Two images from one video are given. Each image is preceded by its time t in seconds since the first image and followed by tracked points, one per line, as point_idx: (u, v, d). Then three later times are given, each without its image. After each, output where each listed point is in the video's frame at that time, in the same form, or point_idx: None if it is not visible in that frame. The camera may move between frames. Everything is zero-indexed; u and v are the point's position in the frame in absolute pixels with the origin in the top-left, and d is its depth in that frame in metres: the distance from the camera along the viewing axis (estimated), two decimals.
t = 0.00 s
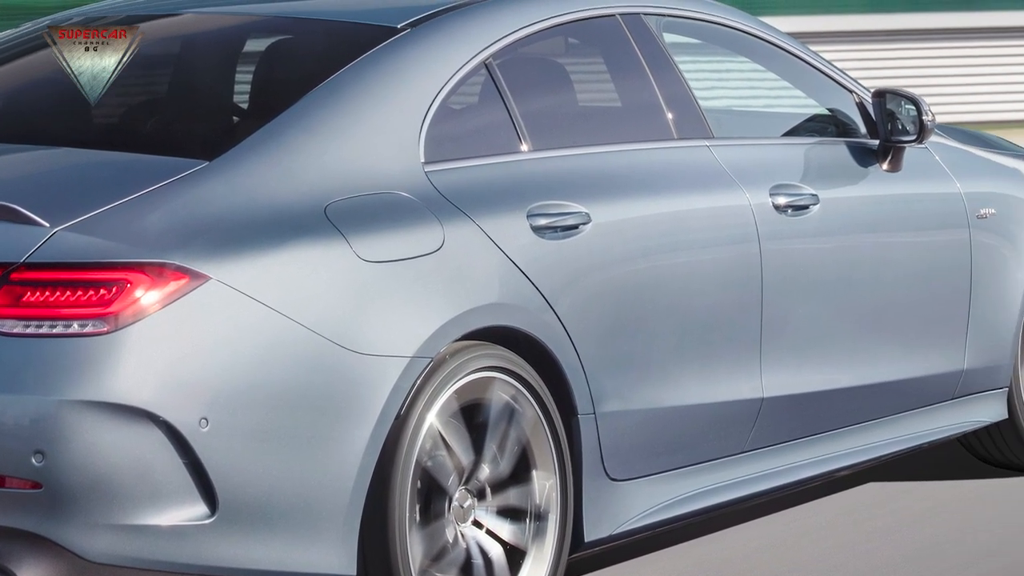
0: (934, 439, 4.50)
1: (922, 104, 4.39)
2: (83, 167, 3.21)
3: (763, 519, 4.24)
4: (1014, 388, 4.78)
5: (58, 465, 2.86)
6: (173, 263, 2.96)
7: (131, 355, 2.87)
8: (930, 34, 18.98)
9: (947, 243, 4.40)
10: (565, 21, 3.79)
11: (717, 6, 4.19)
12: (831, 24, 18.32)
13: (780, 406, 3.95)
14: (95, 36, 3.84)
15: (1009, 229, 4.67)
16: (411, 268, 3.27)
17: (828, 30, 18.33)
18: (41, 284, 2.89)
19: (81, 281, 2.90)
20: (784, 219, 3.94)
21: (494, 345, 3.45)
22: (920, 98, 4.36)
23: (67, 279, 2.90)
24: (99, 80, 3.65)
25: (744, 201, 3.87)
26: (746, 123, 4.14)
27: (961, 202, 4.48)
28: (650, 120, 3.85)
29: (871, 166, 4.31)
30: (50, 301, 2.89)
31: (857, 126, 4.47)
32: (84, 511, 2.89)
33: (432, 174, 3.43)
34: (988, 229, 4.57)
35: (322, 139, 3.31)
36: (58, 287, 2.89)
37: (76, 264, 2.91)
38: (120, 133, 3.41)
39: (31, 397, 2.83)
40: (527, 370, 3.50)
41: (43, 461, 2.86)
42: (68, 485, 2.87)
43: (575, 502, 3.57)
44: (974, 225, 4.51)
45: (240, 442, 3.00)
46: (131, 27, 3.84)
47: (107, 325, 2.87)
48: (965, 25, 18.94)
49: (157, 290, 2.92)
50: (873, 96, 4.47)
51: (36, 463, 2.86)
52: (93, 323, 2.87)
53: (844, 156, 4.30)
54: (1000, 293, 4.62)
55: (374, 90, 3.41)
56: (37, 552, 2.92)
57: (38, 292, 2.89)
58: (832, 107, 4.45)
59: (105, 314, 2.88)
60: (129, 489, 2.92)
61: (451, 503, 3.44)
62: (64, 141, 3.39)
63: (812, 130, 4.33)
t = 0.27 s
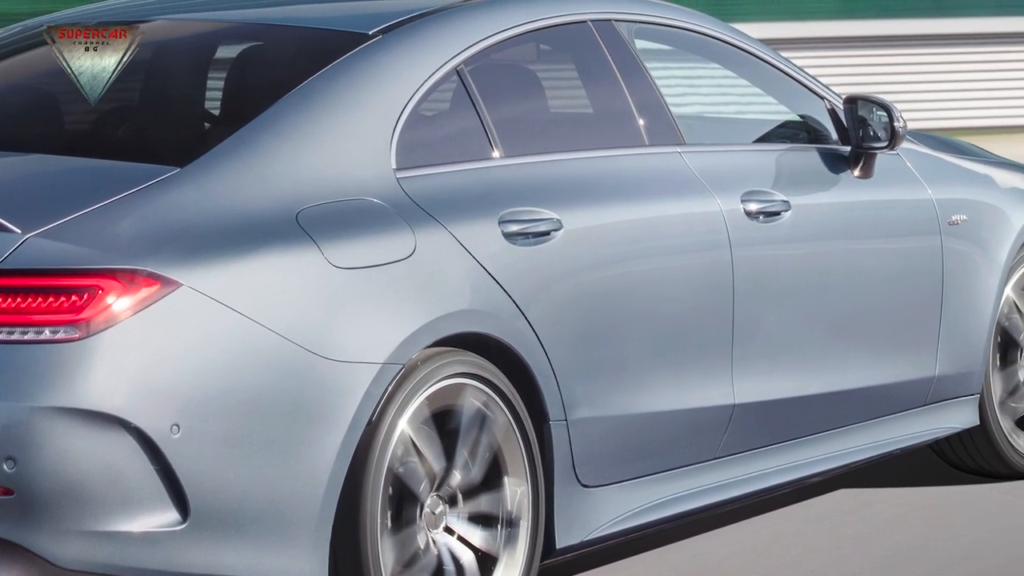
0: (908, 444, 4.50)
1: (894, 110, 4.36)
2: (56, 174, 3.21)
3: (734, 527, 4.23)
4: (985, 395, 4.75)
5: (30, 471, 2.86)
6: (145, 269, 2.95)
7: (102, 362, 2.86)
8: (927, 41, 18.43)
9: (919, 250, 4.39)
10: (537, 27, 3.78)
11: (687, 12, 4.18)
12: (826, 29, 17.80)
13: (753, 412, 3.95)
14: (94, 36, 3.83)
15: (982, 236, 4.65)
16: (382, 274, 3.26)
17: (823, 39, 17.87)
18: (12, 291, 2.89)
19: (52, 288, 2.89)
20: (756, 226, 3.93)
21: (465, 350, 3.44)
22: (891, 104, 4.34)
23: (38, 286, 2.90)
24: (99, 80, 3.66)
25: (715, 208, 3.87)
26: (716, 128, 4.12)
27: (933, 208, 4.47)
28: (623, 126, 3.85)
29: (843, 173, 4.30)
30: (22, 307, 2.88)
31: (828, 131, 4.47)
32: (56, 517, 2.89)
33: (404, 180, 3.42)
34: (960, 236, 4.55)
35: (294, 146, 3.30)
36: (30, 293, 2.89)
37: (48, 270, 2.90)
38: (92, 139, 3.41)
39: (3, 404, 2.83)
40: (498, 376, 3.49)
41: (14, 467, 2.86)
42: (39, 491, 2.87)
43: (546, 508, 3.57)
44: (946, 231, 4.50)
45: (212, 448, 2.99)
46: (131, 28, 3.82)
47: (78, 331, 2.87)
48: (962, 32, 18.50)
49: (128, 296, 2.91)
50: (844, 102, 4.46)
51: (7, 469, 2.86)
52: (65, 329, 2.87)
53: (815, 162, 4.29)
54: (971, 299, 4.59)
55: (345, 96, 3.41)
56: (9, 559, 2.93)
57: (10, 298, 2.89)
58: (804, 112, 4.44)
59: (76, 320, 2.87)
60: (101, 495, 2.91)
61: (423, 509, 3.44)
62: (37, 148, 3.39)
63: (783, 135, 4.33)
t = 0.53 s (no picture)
0: (881, 450, 4.51)
1: (866, 117, 4.37)
2: (29, 180, 3.21)
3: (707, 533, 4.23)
4: (956, 400, 4.73)
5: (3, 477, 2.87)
6: (117, 276, 2.94)
7: (73, 369, 2.85)
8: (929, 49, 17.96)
9: (890, 256, 4.39)
10: (509, 34, 3.79)
11: (657, 18, 4.17)
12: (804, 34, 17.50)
13: (724, 419, 3.96)
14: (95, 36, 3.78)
15: (954, 242, 4.62)
16: (354, 281, 3.25)
17: (805, 45, 17.61)
18: None
19: (24, 294, 2.89)
20: (727, 232, 3.93)
21: (436, 357, 3.44)
22: (862, 111, 4.34)
23: (10, 292, 2.89)
24: (99, 80, 3.62)
25: (687, 214, 3.87)
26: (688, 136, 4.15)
27: (904, 214, 4.45)
28: (595, 132, 3.84)
29: (814, 179, 4.29)
30: None
31: (799, 138, 4.43)
32: (29, 524, 2.89)
33: (375, 187, 3.42)
34: (932, 242, 4.54)
35: (266, 153, 3.29)
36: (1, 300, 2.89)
37: (20, 277, 2.90)
38: (64, 145, 3.41)
39: None
40: (470, 383, 3.49)
41: None
42: (12, 497, 2.87)
43: (518, 513, 3.58)
44: (916, 238, 4.48)
45: (183, 455, 2.98)
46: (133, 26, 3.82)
47: (50, 338, 2.86)
48: (963, 37, 18.00)
49: (100, 303, 2.90)
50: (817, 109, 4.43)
51: None
52: (37, 336, 2.86)
53: (787, 169, 4.27)
54: (942, 307, 4.57)
55: (317, 102, 3.40)
56: None
57: None
58: (775, 119, 4.42)
59: (48, 327, 2.87)
60: (73, 502, 2.92)
61: (394, 516, 3.44)
62: (11, 154, 3.39)
63: (754, 142, 4.30)
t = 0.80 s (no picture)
0: (850, 457, 4.50)
1: (835, 124, 4.33)
2: None
3: (678, 541, 4.23)
4: (926, 407, 4.72)
5: None
6: (86, 283, 2.92)
7: (42, 375, 2.83)
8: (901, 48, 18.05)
9: (860, 263, 4.39)
10: (478, 41, 3.79)
11: (628, 24, 4.19)
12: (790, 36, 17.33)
13: (694, 425, 3.96)
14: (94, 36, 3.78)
15: (923, 249, 4.62)
16: (324, 287, 3.23)
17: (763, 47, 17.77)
18: None
19: None
20: (697, 238, 3.94)
21: (405, 364, 3.44)
22: (832, 118, 4.31)
23: None
24: (99, 80, 3.62)
25: (657, 221, 3.87)
26: (659, 142, 4.15)
27: (873, 221, 4.46)
28: (565, 139, 3.86)
29: (783, 186, 4.30)
30: None
31: (769, 145, 4.47)
32: None
33: (344, 194, 3.40)
34: (901, 249, 4.54)
35: (236, 159, 3.28)
36: None
37: None
38: (33, 152, 3.39)
39: None
40: (439, 390, 3.49)
41: None
42: None
43: (486, 521, 3.59)
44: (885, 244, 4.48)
45: (153, 462, 2.96)
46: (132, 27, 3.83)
47: (19, 345, 2.85)
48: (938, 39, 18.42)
49: (69, 310, 2.88)
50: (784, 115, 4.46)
51: None
52: (5, 343, 2.85)
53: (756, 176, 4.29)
54: (910, 313, 4.57)
55: (287, 108, 3.40)
56: None
57: None
58: (745, 126, 4.45)
59: (17, 334, 2.85)
60: (41, 509, 2.90)
61: (363, 523, 3.44)
62: None
63: (724, 148, 4.33)
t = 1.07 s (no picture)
0: (818, 465, 4.49)
1: (807, 130, 4.37)
2: None
3: (651, 549, 4.24)
4: (897, 412, 4.71)
5: None
6: (57, 289, 2.91)
7: (13, 382, 2.83)
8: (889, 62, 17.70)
9: (831, 270, 4.39)
10: (450, 47, 3.80)
11: (600, 31, 4.19)
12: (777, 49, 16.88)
13: (666, 432, 3.96)
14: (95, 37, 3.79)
15: (895, 255, 4.62)
16: (295, 294, 3.23)
17: (738, 59, 17.31)
18: None
19: None
20: (668, 245, 3.94)
21: (377, 371, 3.43)
22: (804, 124, 4.35)
23: None
24: (99, 80, 3.64)
25: (628, 227, 3.88)
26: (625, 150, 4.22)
27: (844, 228, 4.46)
28: (538, 145, 3.86)
29: (755, 193, 4.30)
30: None
31: (740, 151, 4.45)
32: None
33: (315, 201, 3.40)
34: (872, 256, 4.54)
35: (207, 166, 3.27)
36: None
37: None
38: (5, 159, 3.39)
39: None
40: (411, 397, 3.49)
41: None
42: None
43: (458, 528, 3.59)
44: (857, 250, 4.48)
45: (124, 468, 2.95)
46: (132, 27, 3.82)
47: None
48: (935, 50, 17.89)
49: (41, 317, 2.88)
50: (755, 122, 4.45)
51: None
52: None
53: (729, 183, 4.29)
54: (882, 318, 4.57)
55: (259, 115, 3.39)
56: None
57: None
58: (716, 132, 4.44)
59: None
60: (12, 515, 2.89)
61: (335, 530, 3.43)
62: None
63: (696, 155, 4.33)
